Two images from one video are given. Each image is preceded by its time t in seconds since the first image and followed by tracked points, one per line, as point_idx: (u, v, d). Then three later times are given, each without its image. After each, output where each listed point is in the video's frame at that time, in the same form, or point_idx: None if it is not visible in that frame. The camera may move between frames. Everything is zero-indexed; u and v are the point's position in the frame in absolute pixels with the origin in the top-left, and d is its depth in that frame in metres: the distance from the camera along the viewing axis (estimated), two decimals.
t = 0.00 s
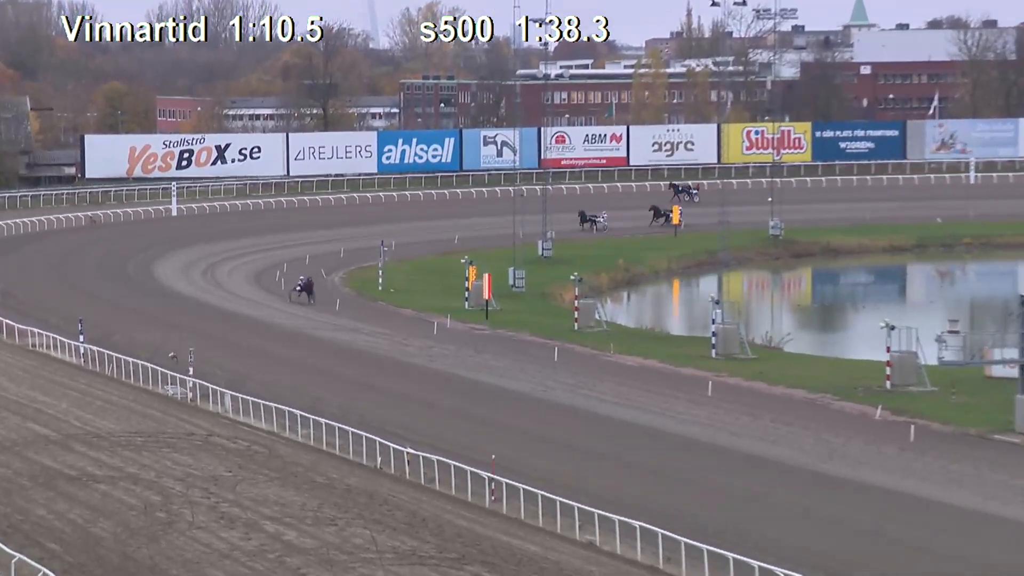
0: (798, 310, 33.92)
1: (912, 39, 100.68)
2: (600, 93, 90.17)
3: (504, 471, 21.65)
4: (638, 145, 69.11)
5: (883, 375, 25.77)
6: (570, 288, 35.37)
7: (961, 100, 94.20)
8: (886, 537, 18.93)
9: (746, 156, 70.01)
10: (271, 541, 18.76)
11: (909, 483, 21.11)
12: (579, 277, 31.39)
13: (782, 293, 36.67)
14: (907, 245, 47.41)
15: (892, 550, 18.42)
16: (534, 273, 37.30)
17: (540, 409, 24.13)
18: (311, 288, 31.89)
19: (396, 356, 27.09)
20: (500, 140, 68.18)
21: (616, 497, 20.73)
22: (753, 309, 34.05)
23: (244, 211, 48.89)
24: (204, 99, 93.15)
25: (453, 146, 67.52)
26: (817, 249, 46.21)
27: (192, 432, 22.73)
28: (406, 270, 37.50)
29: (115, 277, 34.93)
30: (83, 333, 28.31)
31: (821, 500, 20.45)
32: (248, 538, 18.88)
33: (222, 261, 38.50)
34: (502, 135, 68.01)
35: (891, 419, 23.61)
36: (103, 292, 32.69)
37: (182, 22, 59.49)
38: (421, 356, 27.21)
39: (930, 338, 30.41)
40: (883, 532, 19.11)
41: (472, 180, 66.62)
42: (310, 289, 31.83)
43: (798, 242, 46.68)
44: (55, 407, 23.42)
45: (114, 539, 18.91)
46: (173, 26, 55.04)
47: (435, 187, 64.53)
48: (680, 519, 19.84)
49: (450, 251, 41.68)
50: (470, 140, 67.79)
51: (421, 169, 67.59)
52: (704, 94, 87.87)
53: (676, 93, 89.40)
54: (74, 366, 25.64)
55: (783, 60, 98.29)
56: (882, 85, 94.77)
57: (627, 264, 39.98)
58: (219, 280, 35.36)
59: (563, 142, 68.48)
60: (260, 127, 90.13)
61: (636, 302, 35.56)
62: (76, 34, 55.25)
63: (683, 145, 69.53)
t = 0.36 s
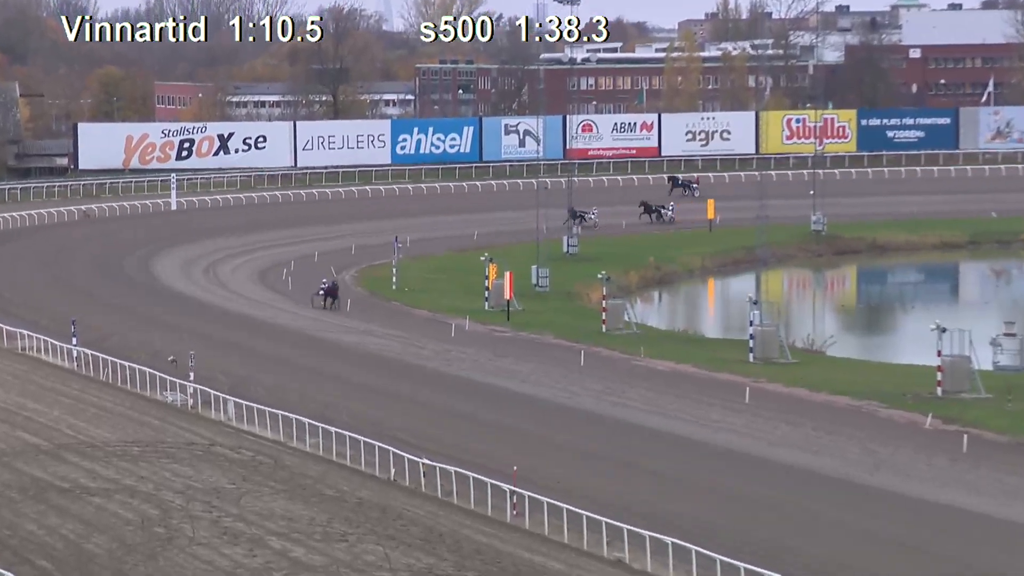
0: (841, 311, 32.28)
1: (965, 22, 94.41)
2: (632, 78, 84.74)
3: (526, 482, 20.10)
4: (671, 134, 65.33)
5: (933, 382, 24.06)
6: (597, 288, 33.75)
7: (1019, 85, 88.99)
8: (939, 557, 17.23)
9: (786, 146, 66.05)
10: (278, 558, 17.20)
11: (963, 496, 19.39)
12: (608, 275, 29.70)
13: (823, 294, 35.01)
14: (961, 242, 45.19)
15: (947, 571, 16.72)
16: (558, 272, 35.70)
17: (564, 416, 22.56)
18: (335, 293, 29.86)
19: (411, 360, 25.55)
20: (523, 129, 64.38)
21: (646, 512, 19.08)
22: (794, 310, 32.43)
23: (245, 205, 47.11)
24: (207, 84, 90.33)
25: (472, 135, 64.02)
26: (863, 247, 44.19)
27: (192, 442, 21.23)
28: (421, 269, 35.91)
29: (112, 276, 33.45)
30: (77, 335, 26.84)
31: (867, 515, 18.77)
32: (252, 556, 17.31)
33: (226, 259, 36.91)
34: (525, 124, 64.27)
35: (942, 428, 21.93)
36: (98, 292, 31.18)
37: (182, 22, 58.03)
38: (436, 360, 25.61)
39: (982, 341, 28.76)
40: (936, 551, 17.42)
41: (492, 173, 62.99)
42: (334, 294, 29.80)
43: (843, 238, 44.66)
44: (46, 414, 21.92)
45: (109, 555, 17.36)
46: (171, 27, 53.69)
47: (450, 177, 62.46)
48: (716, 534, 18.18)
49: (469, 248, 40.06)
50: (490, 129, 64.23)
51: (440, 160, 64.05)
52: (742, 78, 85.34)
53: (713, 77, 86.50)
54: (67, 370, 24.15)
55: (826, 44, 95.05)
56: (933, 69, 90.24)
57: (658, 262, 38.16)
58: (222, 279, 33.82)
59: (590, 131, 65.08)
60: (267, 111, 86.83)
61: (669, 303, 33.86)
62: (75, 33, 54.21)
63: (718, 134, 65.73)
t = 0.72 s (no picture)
0: (885, 314, 30.75)
1: None
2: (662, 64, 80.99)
3: (549, 496, 18.69)
4: (703, 124, 62.31)
5: (984, 389, 22.56)
6: (625, 288, 32.33)
7: None
8: None
9: (827, 136, 62.64)
10: None
11: (1020, 512, 17.89)
12: (637, 275, 28.27)
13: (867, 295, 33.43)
14: (1011, 238, 43.07)
15: None
16: (585, 271, 34.28)
17: (589, 425, 21.15)
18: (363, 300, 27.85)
19: (427, 365, 24.16)
20: (546, 117, 61.18)
21: (677, 527, 17.65)
22: (835, 311, 30.91)
23: (246, 199, 45.73)
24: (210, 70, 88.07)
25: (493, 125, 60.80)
26: (910, 244, 42.28)
27: (193, 452, 19.88)
28: (439, 268, 34.51)
29: (110, 275, 32.17)
30: (70, 339, 25.53)
31: (917, 532, 17.30)
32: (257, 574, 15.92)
33: (232, 257, 35.59)
34: (548, 112, 61.06)
35: (996, 438, 20.43)
36: (93, 292, 29.87)
37: (182, 22, 56.78)
38: (453, 365, 24.21)
39: None
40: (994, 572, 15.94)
41: (513, 166, 60.08)
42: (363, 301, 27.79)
43: (888, 235, 42.70)
44: (37, 423, 20.59)
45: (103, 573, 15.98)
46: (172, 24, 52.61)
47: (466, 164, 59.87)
48: (753, 551, 16.74)
49: (487, 245, 38.68)
50: (511, 117, 60.92)
51: (458, 151, 61.06)
52: (781, 63, 80.65)
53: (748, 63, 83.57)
54: (59, 376, 22.83)
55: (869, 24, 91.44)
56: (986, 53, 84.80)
57: (689, 259, 36.68)
58: (226, 279, 32.47)
59: (618, 121, 61.80)
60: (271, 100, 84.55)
61: (703, 304, 32.44)
62: (74, 35, 54.38)
63: (755, 122, 62.66)
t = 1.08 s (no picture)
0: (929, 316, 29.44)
1: None
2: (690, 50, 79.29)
3: (573, 507, 17.54)
4: (735, 113, 57.98)
5: None
6: (650, 288, 31.16)
7: None
8: None
9: (866, 126, 58.28)
10: None
11: None
12: (664, 274, 27.17)
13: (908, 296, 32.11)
14: None
15: None
16: (610, 270, 33.10)
17: (613, 432, 20.00)
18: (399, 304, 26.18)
19: (442, 369, 23.04)
20: (568, 107, 56.75)
21: (707, 540, 16.50)
22: (874, 313, 29.65)
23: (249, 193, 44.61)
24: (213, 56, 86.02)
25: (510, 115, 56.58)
26: (953, 240, 40.51)
27: (194, 461, 18.82)
28: (454, 266, 33.34)
29: (108, 272, 31.23)
30: (66, 341, 24.50)
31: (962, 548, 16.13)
32: None
33: (237, 255, 34.51)
34: (570, 101, 56.68)
35: None
36: (89, 291, 28.88)
37: (181, 23, 55.62)
38: (469, 369, 23.07)
39: None
40: None
41: (533, 157, 55.73)
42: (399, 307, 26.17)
43: (930, 231, 40.91)
44: (29, 430, 19.56)
45: None
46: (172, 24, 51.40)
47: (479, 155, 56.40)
48: (787, 566, 15.60)
49: (506, 242, 37.52)
50: (531, 106, 56.66)
51: (471, 143, 56.71)
52: (815, 50, 75.62)
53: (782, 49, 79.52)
54: (55, 381, 21.80)
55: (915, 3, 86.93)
56: None
57: (720, 256, 35.55)
58: (229, 277, 31.47)
59: (644, 110, 57.54)
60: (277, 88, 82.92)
61: (733, 304, 31.32)
62: (74, 33, 54.00)
63: (791, 112, 58.26)
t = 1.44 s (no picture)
0: (966, 317, 28.44)
1: None
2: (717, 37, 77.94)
3: (593, 516, 16.62)
4: (766, 103, 54.58)
5: None
6: (673, 287, 30.22)
7: None
8: None
9: (902, 117, 55.02)
10: None
11: None
12: (688, 273, 26.26)
13: (945, 296, 31.07)
14: None
15: None
16: (633, 269, 32.15)
17: (635, 438, 19.09)
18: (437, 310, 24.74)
19: (456, 373, 22.14)
20: (588, 97, 53.73)
21: (734, 550, 15.55)
22: (909, 314, 28.67)
23: (254, 188, 43.70)
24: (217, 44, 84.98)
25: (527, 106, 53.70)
26: (993, 236, 39.30)
27: (196, 468, 17.95)
28: (467, 264, 32.47)
29: (106, 271, 30.39)
30: (63, 343, 23.65)
31: (1007, 562, 15.16)
32: None
33: (241, 253, 33.65)
34: (590, 91, 53.62)
35: None
36: (85, 290, 28.04)
37: (183, 22, 54.72)
38: (483, 373, 22.17)
39: None
40: None
41: (552, 151, 53.14)
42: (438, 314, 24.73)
43: (969, 226, 39.74)
44: (23, 436, 18.70)
45: None
46: (171, 24, 50.73)
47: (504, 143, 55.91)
48: None
49: (523, 239, 36.52)
50: (549, 96, 53.63)
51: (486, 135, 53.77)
52: (849, 37, 74.43)
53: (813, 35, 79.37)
54: (50, 385, 20.95)
55: None
56: None
57: (747, 254, 34.60)
58: (232, 276, 30.61)
59: (668, 100, 54.13)
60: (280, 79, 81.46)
61: (760, 305, 30.39)
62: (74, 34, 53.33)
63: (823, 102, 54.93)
